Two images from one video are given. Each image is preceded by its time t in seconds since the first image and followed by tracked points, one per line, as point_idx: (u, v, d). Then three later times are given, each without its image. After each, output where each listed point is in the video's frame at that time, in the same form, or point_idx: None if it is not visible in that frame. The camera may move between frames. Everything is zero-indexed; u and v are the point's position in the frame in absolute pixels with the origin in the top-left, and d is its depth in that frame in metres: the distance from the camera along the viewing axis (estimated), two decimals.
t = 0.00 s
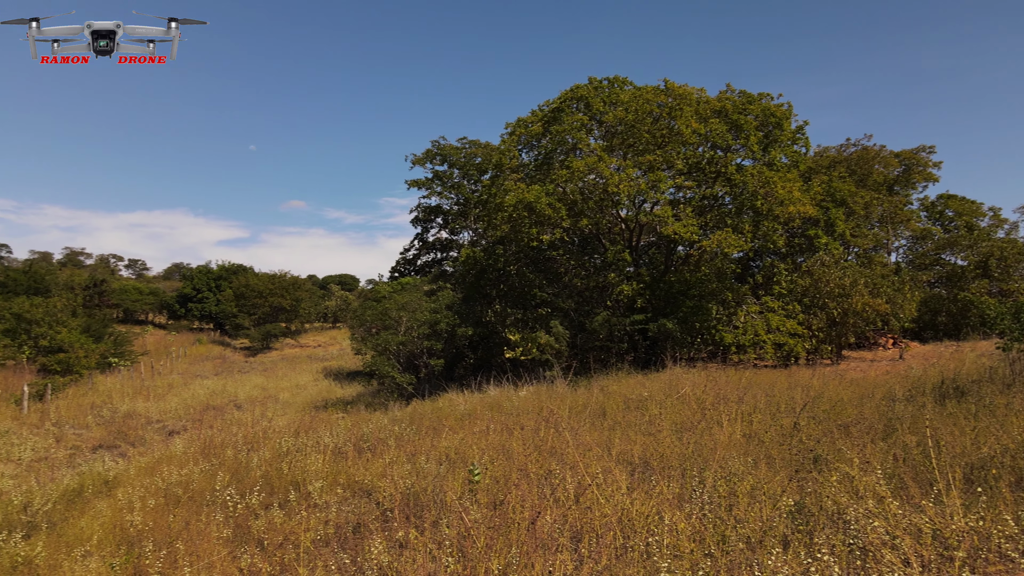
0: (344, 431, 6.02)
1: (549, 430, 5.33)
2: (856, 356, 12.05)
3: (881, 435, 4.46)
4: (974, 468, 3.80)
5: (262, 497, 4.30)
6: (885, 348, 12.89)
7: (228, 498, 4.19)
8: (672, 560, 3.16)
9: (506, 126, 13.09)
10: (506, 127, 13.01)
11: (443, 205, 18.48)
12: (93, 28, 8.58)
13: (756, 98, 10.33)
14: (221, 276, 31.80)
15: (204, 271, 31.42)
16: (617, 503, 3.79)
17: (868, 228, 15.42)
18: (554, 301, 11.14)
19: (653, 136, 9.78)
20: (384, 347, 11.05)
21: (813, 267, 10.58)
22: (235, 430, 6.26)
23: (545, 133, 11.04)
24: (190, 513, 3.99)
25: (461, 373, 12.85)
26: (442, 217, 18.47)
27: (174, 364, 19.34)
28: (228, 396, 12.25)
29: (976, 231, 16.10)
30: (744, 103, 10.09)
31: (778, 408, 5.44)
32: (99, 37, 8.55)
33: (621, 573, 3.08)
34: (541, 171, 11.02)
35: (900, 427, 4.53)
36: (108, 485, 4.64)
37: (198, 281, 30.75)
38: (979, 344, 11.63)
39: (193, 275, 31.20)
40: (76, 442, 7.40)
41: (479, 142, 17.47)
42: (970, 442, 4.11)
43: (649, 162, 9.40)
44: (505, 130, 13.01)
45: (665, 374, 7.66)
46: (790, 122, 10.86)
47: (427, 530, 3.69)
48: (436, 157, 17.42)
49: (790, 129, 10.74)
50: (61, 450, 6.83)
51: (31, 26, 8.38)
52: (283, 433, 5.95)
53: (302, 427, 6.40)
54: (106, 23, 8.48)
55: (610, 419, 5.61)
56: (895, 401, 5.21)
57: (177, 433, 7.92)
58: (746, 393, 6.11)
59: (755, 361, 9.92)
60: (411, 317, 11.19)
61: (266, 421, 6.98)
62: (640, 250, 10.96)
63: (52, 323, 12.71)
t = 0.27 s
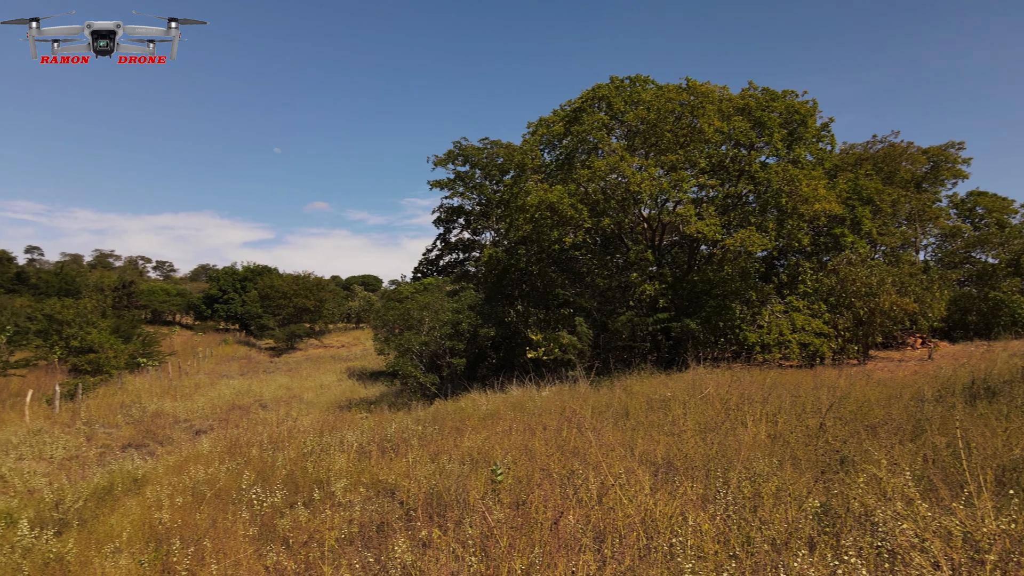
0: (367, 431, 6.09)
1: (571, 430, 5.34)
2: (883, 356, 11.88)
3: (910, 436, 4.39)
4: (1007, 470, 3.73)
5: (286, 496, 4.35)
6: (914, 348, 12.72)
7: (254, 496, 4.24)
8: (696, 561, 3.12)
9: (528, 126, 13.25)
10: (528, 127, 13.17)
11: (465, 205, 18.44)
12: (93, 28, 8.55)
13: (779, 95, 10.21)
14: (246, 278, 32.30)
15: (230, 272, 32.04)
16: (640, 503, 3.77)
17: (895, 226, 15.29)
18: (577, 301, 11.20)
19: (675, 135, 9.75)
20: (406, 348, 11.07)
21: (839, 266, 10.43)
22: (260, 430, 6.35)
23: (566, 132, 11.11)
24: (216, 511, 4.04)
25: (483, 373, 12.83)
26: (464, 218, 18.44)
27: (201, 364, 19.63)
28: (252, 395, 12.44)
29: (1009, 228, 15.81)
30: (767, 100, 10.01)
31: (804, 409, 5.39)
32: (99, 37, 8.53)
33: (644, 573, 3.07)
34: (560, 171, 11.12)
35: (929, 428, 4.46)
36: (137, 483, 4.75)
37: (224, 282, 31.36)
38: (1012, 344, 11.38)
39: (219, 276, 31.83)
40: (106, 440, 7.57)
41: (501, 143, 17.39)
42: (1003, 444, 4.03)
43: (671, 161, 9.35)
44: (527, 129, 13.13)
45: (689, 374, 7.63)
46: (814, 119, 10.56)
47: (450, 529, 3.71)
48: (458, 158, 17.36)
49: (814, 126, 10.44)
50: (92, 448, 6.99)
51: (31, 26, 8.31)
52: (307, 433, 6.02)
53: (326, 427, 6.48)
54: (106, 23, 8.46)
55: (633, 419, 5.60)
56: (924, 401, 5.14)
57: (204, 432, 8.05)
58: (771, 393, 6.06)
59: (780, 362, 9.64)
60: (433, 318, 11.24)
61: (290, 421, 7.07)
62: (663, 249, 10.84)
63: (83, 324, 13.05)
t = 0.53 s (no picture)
0: (391, 431, 6.17)
1: (594, 430, 5.35)
2: (912, 355, 11.71)
3: (939, 437, 4.32)
4: None
5: (310, 495, 4.39)
6: (943, 347, 12.55)
7: (279, 495, 4.30)
8: (721, 563, 3.09)
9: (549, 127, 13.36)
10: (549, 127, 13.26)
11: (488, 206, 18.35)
12: (93, 28, 8.46)
13: (804, 92, 10.03)
14: (270, 278, 32.51)
15: (255, 273, 32.39)
16: (663, 504, 3.74)
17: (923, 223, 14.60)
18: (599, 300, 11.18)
19: (698, 134, 9.78)
20: (429, 348, 11.17)
21: (866, 264, 10.29)
22: (285, 430, 6.45)
23: (587, 133, 11.20)
24: (242, 510, 4.10)
25: (506, 373, 13.03)
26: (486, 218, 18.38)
27: (228, 364, 19.94)
28: (277, 395, 12.61)
29: None
30: (791, 96, 9.80)
31: (830, 409, 5.33)
32: (98, 37, 8.44)
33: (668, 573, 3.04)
34: (582, 170, 11.19)
35: (959, 429, 4.39)
36: (165, 481, 4.85)
37: (249, 284, 31.70)
38: None
39: (245, 277, 32.23)
40: (135, 439, 7.73)
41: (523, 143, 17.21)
42: None
43: (694, 161, 9.36)
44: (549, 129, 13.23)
45: (712, 374, 7.59)
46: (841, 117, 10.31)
47: (473, 529, 3.71)
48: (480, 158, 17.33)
49: (840, 124, 10.15)
50: (121, 447, 7.14)
51: (30, 25, 8.12)
52: (330, 433, 6.10)
53: (350, 426, 6.56)
54: (106, 23, 8.37)
55: (656, 419, 5.60)
56: (954, 402, 5.08)
57: (229, 431, 8.17)
58: (796, 393, 6.01)
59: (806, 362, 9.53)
60: (455, 318, 11.39)
61: (314, 421, 7.16)
62: (686, 248, 10.89)
63: (112, 325, 13.32)
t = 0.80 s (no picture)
0: (413, 431, 6.25)
1: (618, 431, 5.37)
2: (941, 355, 11.54)
3: (970, 439, 4.26)
4: None
5: (335, 494, 4.44)
6: (975, 347, 12.35)
7: (303, 494, 4.35)
8: (746, 565, 3.06)
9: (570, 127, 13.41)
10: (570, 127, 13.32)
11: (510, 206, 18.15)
12: (94, 28, 8.42)
13: (829, 89, 9.92)
14: (294, 279, 32.75)
15: (280, 274, 32.65)
16: (687, 505, 3.71)
17: (953, 221, 14.16)
18: (622, 300, 11.05)
19: (720, 133, 9.77)
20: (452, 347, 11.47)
21: (893, 263, 10.14)
22: (309, 430, 6.55)
23: (609, 132, 11.31)
24: (268, 509, 4.16)
25: (528, 373, 13.09)
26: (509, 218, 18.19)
27: (253, 364, 20.23)
28: (301, 395, 12.79)
29: None
30: (816, 94, 9.70)
31: (856, 410, 5.27)
32: (99, 37, 8.39)
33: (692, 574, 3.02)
34: (605, 170, 11.24)
35: (992, 431, 4.32)
36: (193, 480, 4.96)
37: (274, 284, 32.02)
38: None
39: (269, 278, 32.52)
40: (163, 438, 7.89)
41: (545, 142, 16.86)
42: None
43: (716, 159, 9.34)
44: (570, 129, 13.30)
45: (736, 375, 7.55)
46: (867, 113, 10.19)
47: (496, 528, 3.71)
48: (502, 159, 17.24)
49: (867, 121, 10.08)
50: (149, 446, 7.29)
51: (30, 26, 7.93)
52: (353, 433, 6.18)
53: (372, 427, 6.65)
54: (106, 23, 8.34)
55: (680, 419, 5.61)
56: (984, 404, 5.02)
57: (254, 430, 8.30)
58: (822, 393, 5.97)
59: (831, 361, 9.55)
60: (478, 317, 11.41)
61: (337, 421, 7.25)
62: (709, 248, 10.90)
63: (142, 325, 13.53)
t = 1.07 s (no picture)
0: (434, 431, 6.30)
1: (641, 431, 5.37)
2: (970, 356, 11.35)
3: (1000, 440, 4.19)
4: None
5: (357, 493, 4.49)
6: (1005, 347, 12.14)
7: (326, 493, 4.40)
8: (771, 566, 3.03)
9: (589, 127, 13.45)
10: (590, 127, 13.39)
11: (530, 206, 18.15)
12: (93, 28, 8.48)
13: (854, 85, 9.79)
14: (317, 280, 33.05)
15: (302, 275, 33.02)
16: (711, 505, 3.69)
17: (982, 219, 13.97)
18: (643, 300, 11.05)
19: (743, 131, 9.79)
20: (473, 348, 11.65)
21: (919, 262, 10.00)
22: (331, 429, 6.63)
23: (630, 132, 11.32)
24: (292, 507, 4.21)
25: (549, 373, 13.13)
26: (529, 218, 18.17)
27: (275, 364, 20.49)
28: (323, 394, 12.93)
29: None
30: (840, 91, 9.57)
31: (883, 411, 5.20)
32: (98, 37, 8.45)
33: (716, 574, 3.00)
34: (626, 169, 11.26)
35: None
36: (219, 478, 5.04)
37: (297, 285, 32.40)
38: None
39: (292, 279, 32.93)
40: (189, 437, 8.03)
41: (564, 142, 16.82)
42: None
43: (738, 158, 9.31)
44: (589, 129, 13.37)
45: (759, 375, 7.50)
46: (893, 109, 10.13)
47: (518, 528, 3.71)
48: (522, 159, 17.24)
49: (893, 117, 10.01)
50: (176, 445, 7.42)
51: (29, 26, 7.98)
52: (375, 433, 6.25)
53: (394, 426, 6.71)
54: (105, 23, 8.42)
55: (703, 420, 5.61)
56: (1018, 405, 4.93)
57: (278, 430, 8.41)
58: (848, 393, 5.92)
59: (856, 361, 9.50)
60: (499, 318, 11.70)
61: (359, 421, 7.32)
62: (731, 247, 10.84)
63: (167, 326, 13.69)
